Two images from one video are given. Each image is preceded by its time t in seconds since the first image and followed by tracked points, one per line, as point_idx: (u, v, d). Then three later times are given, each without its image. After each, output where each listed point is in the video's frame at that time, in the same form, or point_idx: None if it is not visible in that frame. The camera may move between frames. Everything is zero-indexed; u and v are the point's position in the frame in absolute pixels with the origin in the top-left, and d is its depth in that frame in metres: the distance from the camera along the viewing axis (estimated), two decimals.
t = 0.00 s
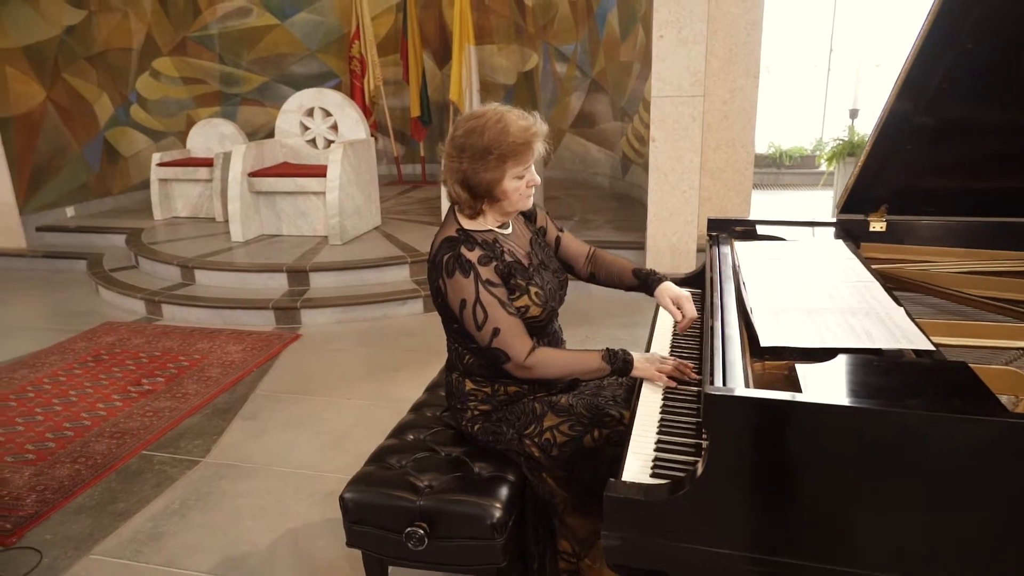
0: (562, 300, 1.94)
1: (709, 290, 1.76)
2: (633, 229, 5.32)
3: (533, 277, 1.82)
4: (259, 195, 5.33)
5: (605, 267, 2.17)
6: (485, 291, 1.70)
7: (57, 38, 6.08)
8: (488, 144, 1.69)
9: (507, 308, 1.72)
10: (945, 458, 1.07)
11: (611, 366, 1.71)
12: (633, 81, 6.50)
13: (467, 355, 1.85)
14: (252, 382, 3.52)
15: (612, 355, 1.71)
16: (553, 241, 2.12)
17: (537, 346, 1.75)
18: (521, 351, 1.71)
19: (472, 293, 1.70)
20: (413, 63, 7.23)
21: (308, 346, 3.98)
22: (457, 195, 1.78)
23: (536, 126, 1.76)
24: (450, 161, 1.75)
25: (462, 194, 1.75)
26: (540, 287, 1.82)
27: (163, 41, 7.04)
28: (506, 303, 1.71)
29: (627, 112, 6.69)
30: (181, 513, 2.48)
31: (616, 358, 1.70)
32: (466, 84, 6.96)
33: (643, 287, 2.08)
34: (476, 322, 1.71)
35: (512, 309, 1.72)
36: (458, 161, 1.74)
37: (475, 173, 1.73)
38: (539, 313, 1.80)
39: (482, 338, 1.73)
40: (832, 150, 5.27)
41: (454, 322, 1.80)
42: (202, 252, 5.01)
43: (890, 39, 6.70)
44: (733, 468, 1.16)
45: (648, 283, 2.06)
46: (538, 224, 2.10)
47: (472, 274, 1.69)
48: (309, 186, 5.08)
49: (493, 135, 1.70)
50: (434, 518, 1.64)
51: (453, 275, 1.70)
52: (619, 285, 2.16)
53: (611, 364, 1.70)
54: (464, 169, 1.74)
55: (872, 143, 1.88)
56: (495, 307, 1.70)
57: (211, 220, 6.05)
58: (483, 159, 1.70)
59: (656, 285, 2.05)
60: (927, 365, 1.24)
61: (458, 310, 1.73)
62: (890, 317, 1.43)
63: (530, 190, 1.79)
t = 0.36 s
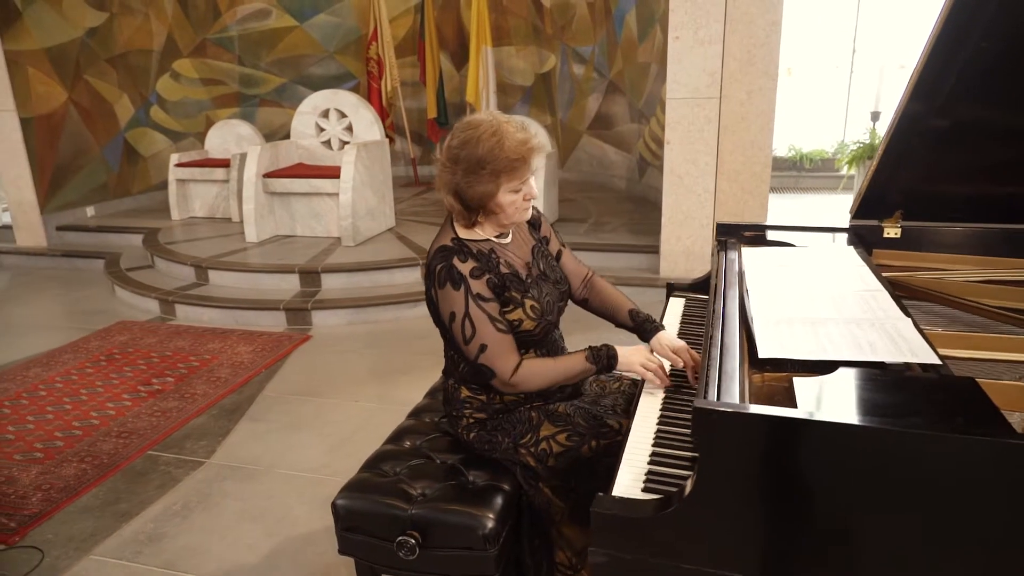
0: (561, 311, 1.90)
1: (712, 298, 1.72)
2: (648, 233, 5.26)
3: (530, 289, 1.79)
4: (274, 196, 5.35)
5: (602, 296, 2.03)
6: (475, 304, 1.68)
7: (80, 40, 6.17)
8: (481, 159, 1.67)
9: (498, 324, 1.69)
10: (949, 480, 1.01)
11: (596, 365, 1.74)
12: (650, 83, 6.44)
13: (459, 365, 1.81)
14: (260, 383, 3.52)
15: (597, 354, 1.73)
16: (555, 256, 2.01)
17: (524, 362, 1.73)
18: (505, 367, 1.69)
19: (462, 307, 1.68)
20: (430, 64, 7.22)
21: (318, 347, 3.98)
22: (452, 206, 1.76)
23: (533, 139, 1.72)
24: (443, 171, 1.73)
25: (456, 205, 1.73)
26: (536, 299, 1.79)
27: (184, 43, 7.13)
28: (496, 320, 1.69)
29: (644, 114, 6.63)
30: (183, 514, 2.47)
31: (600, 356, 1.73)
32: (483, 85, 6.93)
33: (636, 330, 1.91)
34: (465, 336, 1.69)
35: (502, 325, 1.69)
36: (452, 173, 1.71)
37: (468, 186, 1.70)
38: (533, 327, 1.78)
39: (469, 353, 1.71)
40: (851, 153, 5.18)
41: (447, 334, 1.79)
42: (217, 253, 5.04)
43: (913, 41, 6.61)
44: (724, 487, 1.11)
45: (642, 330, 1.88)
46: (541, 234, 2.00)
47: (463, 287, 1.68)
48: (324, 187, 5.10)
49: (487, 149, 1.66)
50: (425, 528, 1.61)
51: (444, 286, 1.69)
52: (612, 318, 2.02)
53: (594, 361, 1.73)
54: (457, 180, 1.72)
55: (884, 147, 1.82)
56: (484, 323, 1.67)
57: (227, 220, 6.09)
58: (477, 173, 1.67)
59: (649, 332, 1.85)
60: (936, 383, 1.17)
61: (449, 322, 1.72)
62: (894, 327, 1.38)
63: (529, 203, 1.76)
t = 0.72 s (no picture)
0: (555, 322, 1.86)
1: (707, 307, 1.68)
2: (657, 237, 5.20)
3: (522, 300, 1.74)
4: (282, 198, 5.37)
5: (593, 309, 2.00)
6: (464, 314, 1.64)
7: (93, 42, 6.23)
8: (482, 164, 1.63)
9: (487, 335, 1.65)
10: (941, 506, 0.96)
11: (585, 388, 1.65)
12: (661, 85, 6.38)
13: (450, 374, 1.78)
14: (261, 386, 3.51)
15: (586, 377, 1.65)
16: (550, 265, 1.96)
17: (511, 376, 1.69)
18: (491, 380, 1.65)
19: (451, 316, 1.65)
20: (441, 65, 7.19)
21: (321, 349, 3.96)
22: (450, 213, 1.71)
23: (534, 144, 1.69)
24: (443, 176, 1.69)
25: (456, 212, 1.69)
26: (530, 310, 1.74)
27: (196, 45, 7.17)
28: (486, 331, 1.65)
29: (655, 117, 6.57)
30: (177, 518, 2.46)
31: (589, 379, 1.64)
32: (493, 87, 6.90)
33: (627, 342, 1.89)
34: (453, 346, 1.66)
35: (491, 337, 1.65)
36: (451, 178, 1.67)
37: (468, 192, 1.66)
38: (524, 338, 1.73)
39: (458, 364, 1.68)
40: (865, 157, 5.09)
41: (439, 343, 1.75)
42: (224, 254, 5.05)
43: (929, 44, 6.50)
44: (706, 507, 1.06)
45: (632, 339, 1.87)
46: (537, 242, 1.96)
47: (452, 295, 1.64)
48: (330, 189, 5.10)
49: (488, 154, 1.63)
50: (408, 539, 1.58)
51: (434, 295, 1.66)
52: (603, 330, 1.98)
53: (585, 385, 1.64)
54: (456, 187, 1.67)
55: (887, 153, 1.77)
56: (473, 333, 1.64)
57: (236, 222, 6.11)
58: (478, 178, 1.64)
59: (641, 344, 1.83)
60: (937, 403, 1.11)
61: (438, 331, 1.68)
62: (891, 342, 1.33)
63: (528, 210, 1.72)
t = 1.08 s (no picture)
0: (546, 333, 1.81)
1: (700, 316, 1.64)
2: (665, 241, 5.15)
3: (513, 309, 1.70)
4: (289, 201, 5.38)
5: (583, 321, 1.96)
6: (449, 320, 1.61)
7: (107, 46, 6.29)
8: (493, 164, 1.59)
9: (471, 343, 1.62)
10: (926, 531, 0.91)
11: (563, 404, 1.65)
12: (671, 88, 6.33)
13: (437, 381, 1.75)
14: (262, 390, 3.51)
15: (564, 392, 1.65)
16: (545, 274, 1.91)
17: (488, 389, 1.65)
18: (468, 392, 1.62)
19: (437, 321, 1.61)
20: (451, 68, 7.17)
21: (324, 353, 3.96)
22: (454, 215, 1.66)
23: (540, 147, 1.67)
24: (448, 177, 1.64)
25: (462, 213, 1.64)
26: (520, 320, 1.71)
27: (209, 48, 7.22)
28: (470, 340, 1.61)
29: (666, 120, 6.51)
30: (172, 523, 2.46)
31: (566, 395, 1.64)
32: (503, 91, 6.87)
33: (613, 356, 1.86)
34: (435, 352, 1.63)
35: (474, 347, 1.62)
36: (458, 179, 1.62)
37: (477, 194, 1.62)
38: (513, 348, 1.69)
39: (436, 370, 1.65)
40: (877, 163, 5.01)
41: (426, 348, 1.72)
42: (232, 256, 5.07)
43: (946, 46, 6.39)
44: (681, 525, 1.02)
45: (618, 353, 1.84)
46: (533, 250, 1.91)
47: (438, 301, 1.61)
48: (337, 193, 5.11)
49: (499, 154, 1.59)
50: (390, 550, 1.55)
51: (420, 299, 1.63)
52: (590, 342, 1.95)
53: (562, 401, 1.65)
54: (463, 188, 1.62)
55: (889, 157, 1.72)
56: (455, 341, 1.61)
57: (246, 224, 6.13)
58: (488, 179, 1.59)
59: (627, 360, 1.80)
60: (933, 425, 1.05)
61: (424, 336, 1.65)
62: (884, 356, 1.28)
63: (530, 214, 1.69)
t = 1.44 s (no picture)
0: (539, 341, 1.79)
1: (693, 322, 1.61)
2: (675, 245, 5.10)
3: (504, 316, 1.68)
4: (300, 202, 5.41)
5: (576, 327, 1.93)
6: (438, 326, 1.59)
7: (124, 48, 6.37)
8: (494, 168, 1.55)
9: (458, 350, 1.60)
10: (908, 553, 0.88)
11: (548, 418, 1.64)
12: (685, 90, 6.27)
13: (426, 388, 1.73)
14: (268, 391, 3.52)
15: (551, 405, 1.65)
16: (539, 280, 1.88)
17: (475, 396, 1.64)
18: (453, 400, 1.61)
19: (426, 327, 1.59)
20: (464, 70, 7.16)
21: (330, 355, 3.96)
22: (453, 220, 1.62)
23: (538, 149, 1.63)
24: (447, 180, 1.59)
25: (461, 218, 1.60)
26: (511, 327, 1.68)
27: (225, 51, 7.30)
28: (457, 348, 1.59)
29: (679, 123, 6.46)
30: (170, 523, 2.47)
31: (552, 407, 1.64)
32: (516, 93, 6.85)
33: (603, 366, 1.83)
34: (422, 358, 1.61)
35: (461, 354, 1.60)
36: (458, 183, 1.58)
37: (476, 198, 1.58)
38: (503, 356, 1.67)
39: (423, 375, 1.63)
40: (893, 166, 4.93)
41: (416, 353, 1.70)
42: (243, 257, 5.10)
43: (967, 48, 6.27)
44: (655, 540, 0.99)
45: (609, 366, 1.80)
46: (528, 255, 1.88)
47: (428, 306, 1.59)
48: (347, 195, 5.13)
49: (500, 157, 1.56)
50: (375, 556, 1.54)
51: (410, 304, 1.61)
52: (581, 350, 1.91)
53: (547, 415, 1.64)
54: (462, 192, 1.58)
55: (889, 162, 1.69)
56: (442, 348, 1.59)
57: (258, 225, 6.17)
58: (489, 183, 1.56)
59: (616, 372, 1.77)
60: (923, 441, 1.01)
61: (413, 341, 1.63)
62: (875, 369, 1.24)
63: (528, 217, 1.67)
